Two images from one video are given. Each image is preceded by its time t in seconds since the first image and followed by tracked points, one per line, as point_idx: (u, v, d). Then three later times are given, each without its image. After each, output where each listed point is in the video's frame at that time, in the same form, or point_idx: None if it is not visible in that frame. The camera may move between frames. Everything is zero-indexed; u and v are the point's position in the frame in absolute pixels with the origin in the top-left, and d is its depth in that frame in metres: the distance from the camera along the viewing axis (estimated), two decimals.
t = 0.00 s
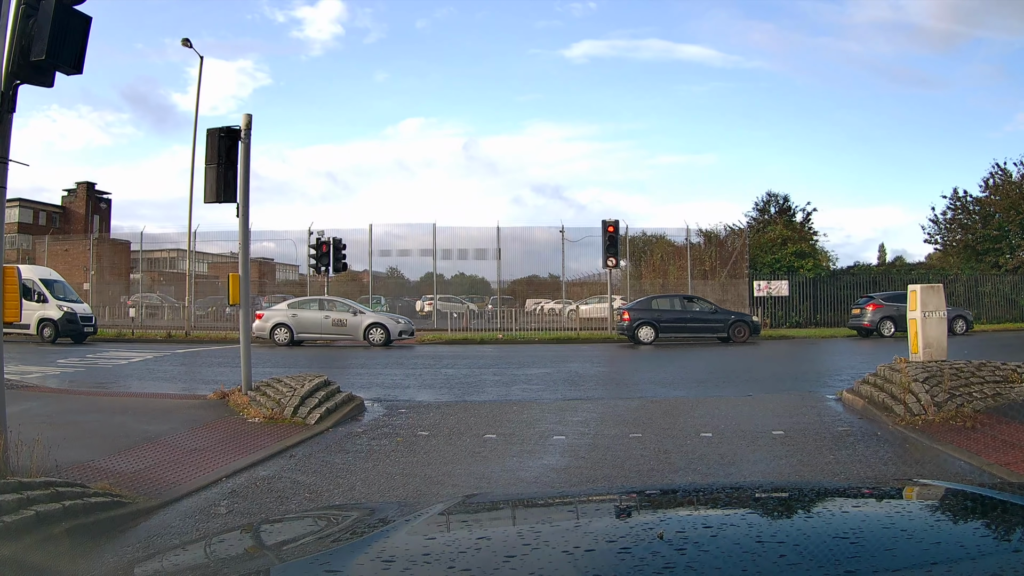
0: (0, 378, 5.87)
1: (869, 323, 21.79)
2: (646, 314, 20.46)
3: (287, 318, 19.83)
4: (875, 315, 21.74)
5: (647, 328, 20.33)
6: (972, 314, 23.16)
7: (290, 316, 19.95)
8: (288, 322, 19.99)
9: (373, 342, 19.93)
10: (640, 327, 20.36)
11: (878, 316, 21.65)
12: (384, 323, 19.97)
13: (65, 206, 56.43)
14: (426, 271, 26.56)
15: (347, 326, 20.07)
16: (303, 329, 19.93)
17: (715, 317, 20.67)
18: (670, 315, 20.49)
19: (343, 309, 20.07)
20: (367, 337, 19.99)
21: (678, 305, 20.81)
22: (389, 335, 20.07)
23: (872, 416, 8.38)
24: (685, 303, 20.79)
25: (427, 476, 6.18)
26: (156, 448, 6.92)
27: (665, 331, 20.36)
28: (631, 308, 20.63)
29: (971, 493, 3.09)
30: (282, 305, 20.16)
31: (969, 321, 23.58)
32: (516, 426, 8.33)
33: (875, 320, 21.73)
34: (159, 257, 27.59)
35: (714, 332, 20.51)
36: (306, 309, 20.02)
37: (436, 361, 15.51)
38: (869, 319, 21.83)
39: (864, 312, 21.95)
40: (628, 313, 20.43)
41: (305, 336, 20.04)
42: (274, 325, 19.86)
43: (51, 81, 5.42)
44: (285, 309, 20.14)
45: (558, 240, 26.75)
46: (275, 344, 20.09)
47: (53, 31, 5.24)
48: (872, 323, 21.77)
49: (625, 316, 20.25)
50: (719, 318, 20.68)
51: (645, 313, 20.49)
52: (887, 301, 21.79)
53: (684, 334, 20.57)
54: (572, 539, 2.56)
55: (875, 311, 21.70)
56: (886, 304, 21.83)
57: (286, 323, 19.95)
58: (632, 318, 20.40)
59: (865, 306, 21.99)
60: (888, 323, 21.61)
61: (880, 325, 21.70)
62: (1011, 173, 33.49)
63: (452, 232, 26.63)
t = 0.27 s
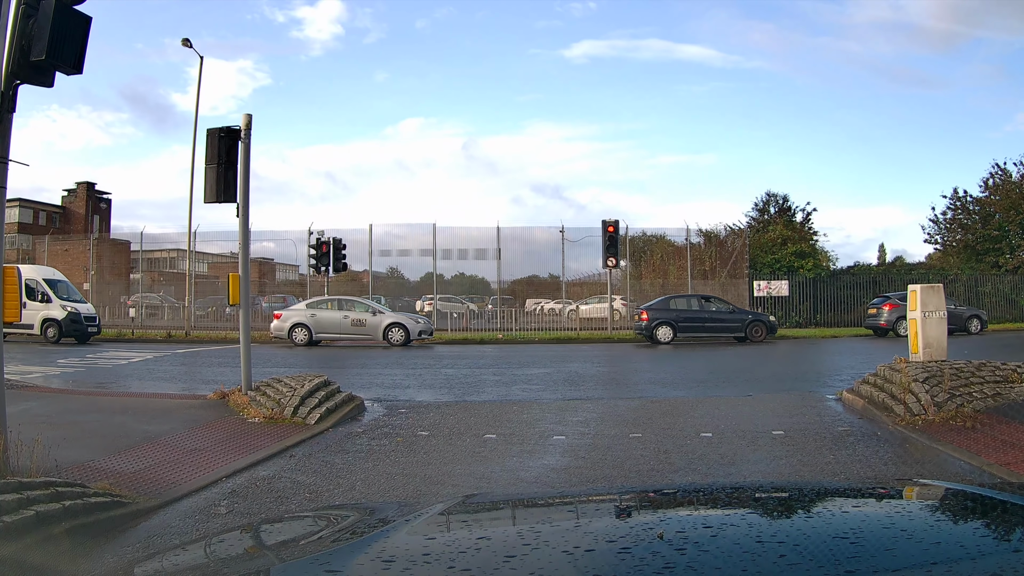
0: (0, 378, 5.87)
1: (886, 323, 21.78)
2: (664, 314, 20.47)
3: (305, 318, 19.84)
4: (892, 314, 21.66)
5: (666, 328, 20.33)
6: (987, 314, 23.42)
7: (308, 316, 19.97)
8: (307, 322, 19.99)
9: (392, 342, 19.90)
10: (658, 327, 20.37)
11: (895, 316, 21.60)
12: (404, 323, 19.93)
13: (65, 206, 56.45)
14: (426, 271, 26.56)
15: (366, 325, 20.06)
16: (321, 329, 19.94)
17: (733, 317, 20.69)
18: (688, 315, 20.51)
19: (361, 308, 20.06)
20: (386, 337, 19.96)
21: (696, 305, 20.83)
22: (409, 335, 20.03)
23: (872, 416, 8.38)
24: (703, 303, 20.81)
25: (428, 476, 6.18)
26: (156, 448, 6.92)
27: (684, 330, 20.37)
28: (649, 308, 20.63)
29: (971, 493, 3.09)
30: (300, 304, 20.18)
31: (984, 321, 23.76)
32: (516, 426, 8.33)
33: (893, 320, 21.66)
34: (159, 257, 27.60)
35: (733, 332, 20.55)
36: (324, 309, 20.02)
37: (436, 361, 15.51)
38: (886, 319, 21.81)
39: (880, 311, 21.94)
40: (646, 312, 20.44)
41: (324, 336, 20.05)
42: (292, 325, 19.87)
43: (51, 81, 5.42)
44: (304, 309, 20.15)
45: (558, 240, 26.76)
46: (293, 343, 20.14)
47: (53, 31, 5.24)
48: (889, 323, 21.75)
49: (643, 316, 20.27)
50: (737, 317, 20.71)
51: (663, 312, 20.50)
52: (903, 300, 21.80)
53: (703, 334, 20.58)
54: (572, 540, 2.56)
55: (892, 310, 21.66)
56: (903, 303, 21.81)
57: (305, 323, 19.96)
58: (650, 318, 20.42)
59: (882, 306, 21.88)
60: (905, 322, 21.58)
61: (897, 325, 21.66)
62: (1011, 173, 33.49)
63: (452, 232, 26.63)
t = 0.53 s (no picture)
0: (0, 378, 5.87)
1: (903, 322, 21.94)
2: (683, 313, 20.52)
3: (326, 318, 19.73)
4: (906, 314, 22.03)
5: (685, 327, 20.38)
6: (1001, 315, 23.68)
7: (329, 316, 19.87)
8: (328, 322, 19.90)
9: (414, 341, 19.98)
10: (677, 327, 20.41)
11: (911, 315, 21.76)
12: (427, 323, 20.00)
13: (65, 206, 56.47)
14: (426, 271, 26.56)
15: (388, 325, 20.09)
16: (342, 329, 19.85)
17: (751, 317, 20.75)
18: (707, 314, 20.53)
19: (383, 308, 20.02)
20: (408, 337, 20.03)
21: (714, 305, 20.87)
22: (430, 335, 20.13)
23: (872, 416, 8.38)
24: (721, 303, 20.86)
25: (427, 476, 6.18)
26: (156, 448, 6.92)
27: (704, 330, 20.39)
28: (668, 307, 20.67)
29: (971, 493, 3.09)
30: (321, 304, 20.04)
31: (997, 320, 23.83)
32: (516, 426, 8.33)
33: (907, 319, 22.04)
34: (159, 257, 27.61)
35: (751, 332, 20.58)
36: (345, 309, 19.94)
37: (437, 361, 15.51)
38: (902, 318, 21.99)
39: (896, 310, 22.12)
40: (666, 312, 20.46)
41: (345, 336, 19.97)
42: (313, 325, 19.76)
43: (51, 81, 5.42)
44: (324, 309, 20.05)
45: (558, 240, 26.76)
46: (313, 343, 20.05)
47: (53, 31, 5.24)
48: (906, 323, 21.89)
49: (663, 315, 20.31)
50: (755, 317, 20.79)
51: (682, 312, 20.55)
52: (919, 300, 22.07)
53: (721, 333, 20.64)
54: (572, 540, 2.56)
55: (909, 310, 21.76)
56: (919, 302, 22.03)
57: (326, 323, 19.87)
58: (669, 318, 20.47)
59: (897, 306, 21.95)
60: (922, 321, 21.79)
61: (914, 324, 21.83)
62: (1011, 173, 33.53)
63: (452, 232, 26.64)
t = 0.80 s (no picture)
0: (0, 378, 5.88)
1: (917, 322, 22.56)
2: (702, 312, 20.55)
3: (349, 318, 19.82)
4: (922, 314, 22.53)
5: (703, 326, 20.41)
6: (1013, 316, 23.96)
7: (353, 316, 19.95)
8: (351, 322, 19.97)
9: (438, 341, 20.09)
10: (696, 327, 20.43)
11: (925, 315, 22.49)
12: (451, 323, 20.09)
13: (65, 206, 56.51)
14: (426, 271, 26.56)
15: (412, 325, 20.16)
16: (366, 329, 19.92)
17: (769, 317, 20.80)
18: (726, 314, 20.56)
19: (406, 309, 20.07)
20: (432, 337, 20.13)
21: (733, 305, 20.92)
22: (454, 335, 20.24)
23: (872, 416, 8.38)
24: (740, 303, 20.89)
25: (427, 476, 6.18)
26: (156, 448, 6.92)
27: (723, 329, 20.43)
28: (687, 307, 20.69)
29: (971, 493, 3.09)
30: (344, 304, 20.12)
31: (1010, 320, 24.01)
32: (516, 426, 8.33)
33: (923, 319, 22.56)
34: (159, 257, 27.61)
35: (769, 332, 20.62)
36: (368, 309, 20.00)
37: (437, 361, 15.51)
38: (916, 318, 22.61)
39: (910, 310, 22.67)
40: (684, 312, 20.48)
41: (368, 336, 20.05)
42: (336, 325, 19.84)
43: (51, 81, 5.41)
44: (347, 309, 20.12)
45: (558, 240, 26.76)
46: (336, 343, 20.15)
47: (53, 31, 5.24)
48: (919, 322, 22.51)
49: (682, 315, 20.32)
50: (773, 317, 20.83)
51: (702, 312, 20.56)
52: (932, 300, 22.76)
53: (740, 332, 20.67)
54: (572, 540, 2.56)
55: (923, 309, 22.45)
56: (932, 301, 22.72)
57: (349, 324, 19.95)
58: (688, 317, 20.48)
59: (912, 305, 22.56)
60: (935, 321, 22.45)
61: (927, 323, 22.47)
62: (1011, 173, 33.57)
63: (452, 232, 26.64)
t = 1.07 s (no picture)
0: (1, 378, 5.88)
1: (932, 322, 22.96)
2: (721, 312, 20.59)
3: (374, 318, 19.92)
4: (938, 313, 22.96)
5: (723, 326, 20.46)
6: None
7: (378, 316, 20.03)
8: (375, 322, 20.05)
9: (463, 341, 20.19)
10: (715, 326, 20.46)
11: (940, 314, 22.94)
12: (475, 323, 20.18)
13: (65, 206, 56.50)
14: (426, 271, 26.57)
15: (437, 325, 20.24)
16: (390, 328, 19.96)
17: (788, 317, 20.83)
18: (746, 314, 20.59)
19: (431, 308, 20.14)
20: (458, 337, 20.22)
21: (752, 305, 20.93)
22: (479, 335, 20.32)
23: (872, 416, 8.38)
24: (758, 303, 20.90)
25: (428, 476, 6.18)
26: (156, 448, 6.92)
27: (743, 328, 20.48)
28: (705, 306, 20.71)
29: (971, 493, 3.09)
30: (368, 304, 20.20)
31: None
32: (516, 426, 8.33)
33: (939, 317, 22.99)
34: (159, 257, 27.63)
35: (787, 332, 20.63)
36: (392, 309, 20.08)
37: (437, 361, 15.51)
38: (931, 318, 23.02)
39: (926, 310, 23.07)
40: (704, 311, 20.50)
41: (393, 335, 20.10)
42: (361, 325, 19.92)
43: (51, 81, 5.41)
44: (371, 309, 20.19)
45: (558, 240, 26.76)
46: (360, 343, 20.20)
47: (53, 31, 5.24)
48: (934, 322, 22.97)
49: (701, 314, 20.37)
50: (792, 317, 20.87)
51: (721, 312, 20.61)
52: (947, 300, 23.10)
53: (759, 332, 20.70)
54: (572, 540, 2.56)
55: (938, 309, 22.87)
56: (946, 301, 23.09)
57: (374, 323, 20.03)
58: (707, 317, 20.51)
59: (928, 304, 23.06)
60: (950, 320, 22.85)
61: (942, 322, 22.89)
62: (1011, 173, 33.60)
63: (452, 232, 26.65)
